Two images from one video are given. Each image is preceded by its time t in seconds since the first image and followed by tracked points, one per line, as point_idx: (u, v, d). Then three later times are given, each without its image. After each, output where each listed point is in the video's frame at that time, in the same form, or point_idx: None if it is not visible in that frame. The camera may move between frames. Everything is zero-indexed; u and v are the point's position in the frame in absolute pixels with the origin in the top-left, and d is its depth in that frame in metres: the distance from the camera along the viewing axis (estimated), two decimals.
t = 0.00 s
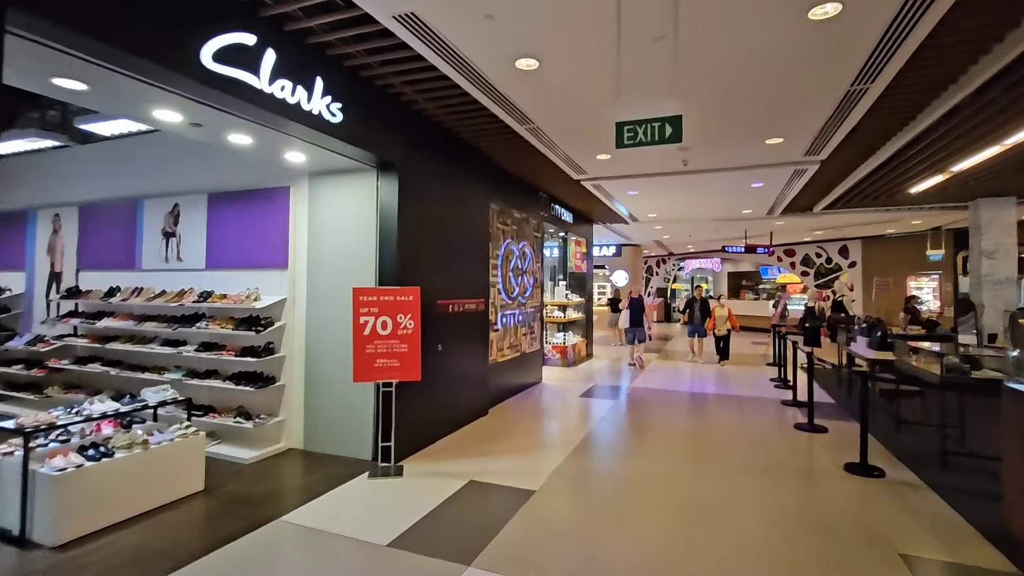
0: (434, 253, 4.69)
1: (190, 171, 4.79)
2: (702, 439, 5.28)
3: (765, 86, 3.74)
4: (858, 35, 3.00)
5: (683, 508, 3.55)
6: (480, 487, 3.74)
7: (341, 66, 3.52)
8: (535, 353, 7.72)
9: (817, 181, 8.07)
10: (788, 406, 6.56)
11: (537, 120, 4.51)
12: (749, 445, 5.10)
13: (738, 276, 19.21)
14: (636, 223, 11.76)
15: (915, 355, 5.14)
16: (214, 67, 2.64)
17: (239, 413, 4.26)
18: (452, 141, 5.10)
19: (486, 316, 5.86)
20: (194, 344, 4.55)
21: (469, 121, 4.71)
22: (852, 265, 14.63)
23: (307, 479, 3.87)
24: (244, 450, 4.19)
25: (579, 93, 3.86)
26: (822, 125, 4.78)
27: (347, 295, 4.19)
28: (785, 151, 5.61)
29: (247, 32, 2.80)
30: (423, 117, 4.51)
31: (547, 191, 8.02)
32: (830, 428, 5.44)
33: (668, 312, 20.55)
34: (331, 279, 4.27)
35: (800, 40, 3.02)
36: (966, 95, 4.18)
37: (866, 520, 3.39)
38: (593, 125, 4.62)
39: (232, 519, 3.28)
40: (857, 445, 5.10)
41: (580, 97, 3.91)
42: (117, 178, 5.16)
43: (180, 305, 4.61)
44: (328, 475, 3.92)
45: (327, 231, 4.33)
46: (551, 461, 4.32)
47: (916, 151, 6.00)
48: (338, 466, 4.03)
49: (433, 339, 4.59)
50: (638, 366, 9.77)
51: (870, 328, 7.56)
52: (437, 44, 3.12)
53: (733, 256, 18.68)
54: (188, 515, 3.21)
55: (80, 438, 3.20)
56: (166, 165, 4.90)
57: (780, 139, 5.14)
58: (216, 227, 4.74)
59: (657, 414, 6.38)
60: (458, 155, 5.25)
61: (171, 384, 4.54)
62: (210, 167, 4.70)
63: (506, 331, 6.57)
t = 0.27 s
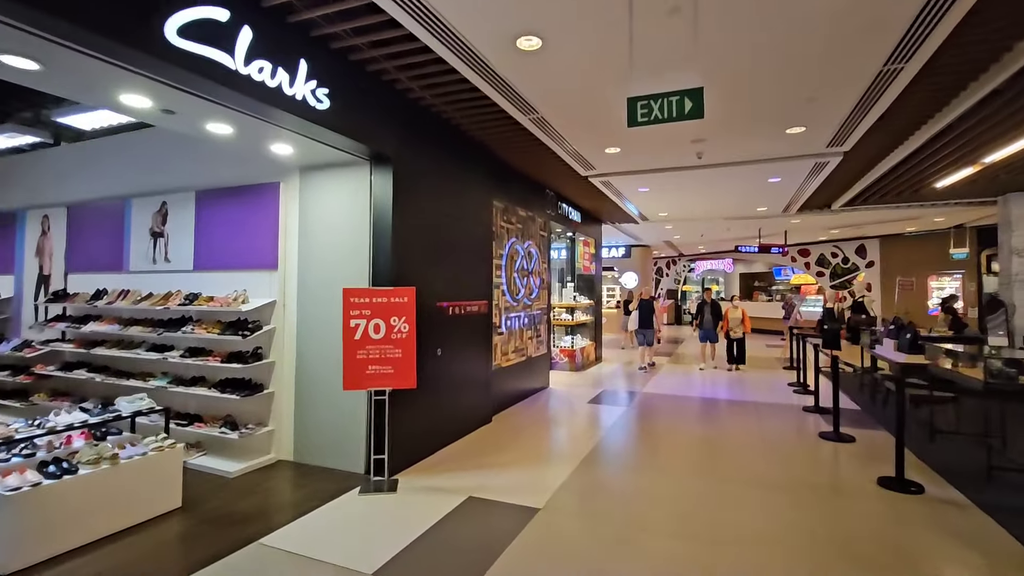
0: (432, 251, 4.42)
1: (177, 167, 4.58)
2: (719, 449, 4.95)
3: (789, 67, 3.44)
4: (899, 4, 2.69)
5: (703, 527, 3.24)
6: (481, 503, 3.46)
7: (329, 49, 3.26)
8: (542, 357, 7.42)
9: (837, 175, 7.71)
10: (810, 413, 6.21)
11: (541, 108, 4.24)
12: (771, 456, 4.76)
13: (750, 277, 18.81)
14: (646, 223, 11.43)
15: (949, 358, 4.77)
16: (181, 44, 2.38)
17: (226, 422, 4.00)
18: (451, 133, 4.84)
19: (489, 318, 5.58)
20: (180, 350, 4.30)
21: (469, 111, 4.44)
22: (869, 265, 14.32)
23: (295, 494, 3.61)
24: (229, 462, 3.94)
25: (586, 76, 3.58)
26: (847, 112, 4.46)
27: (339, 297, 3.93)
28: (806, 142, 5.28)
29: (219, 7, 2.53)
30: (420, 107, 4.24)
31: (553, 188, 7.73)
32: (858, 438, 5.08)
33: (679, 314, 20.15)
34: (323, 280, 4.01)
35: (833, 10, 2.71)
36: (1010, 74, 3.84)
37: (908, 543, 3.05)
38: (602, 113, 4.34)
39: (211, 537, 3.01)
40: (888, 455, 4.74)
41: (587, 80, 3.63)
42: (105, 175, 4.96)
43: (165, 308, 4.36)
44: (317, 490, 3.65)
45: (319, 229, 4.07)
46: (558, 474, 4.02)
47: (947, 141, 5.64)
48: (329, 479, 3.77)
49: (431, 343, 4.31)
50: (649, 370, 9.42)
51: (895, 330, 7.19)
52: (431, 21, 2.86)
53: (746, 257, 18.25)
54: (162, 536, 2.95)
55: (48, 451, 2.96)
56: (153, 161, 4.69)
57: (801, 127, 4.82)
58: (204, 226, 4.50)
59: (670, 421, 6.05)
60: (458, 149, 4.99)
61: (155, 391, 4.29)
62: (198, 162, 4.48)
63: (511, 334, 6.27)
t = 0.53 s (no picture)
0: (427, 250, 4.13)
1: (159, 162, 4.33)
2: (735, 460, 4.63)
3: (815, 43, 3.12)
4: None
5: (724, 553, 2.93)
6: (480, 522, 3.17)
7: (309, 28, 2.97)
8: (546, 360, 7.13)
9: (855, 169, 7.37)
10: (830, 420, 5.88)
11: (545, 95, 3.94)
12: (792, 468, 4.44)
13: (761, 276, 18.43)
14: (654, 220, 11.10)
15: (985, 363, 4.43)
16: (131, 15, 2.10)
17: (208, 434, 3.74)
18: (448, 124, 4.55)
19: (490, 320, 5.30)
20: (160, 356, 4.05)
21: (466, 99, 4.15)
22: (884, 263, 14.01)
23: (279, 511, 3.34)
24: (207, 477, 3.71)
25: (593, 57, 3.28)
26: (875, 96, 4.14)
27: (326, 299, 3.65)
28: (827, 131, 4.95)
29: None
30: (413, 95, 3.96)
31: (558, 184, 7.44)
32: (885, 449, 4.74)
33: (687, 314, 19.79)
34: (310, 281, 3.74)
35: None
36: None
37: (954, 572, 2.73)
38: (609, 99, 4.04)
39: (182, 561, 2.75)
40: (919, 467, 4.41)
41: (594, 61, 3.34)
42: (86, 171, 4.73)
43: (144, 312, 4.11)
44: (303, 507, 3.38)
45: (305, 227, 3.80)
46: (564, 490, 3.73)
47: (978, 130, 5.29)
48: (316, 495, 3.50)
49: (427, 348, 4.03)
50: (657, 373, 9.10)
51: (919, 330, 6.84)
52: None
53: (755, 255, 17.87)
54: (128, 562, 2.69)
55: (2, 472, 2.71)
56: (135, 155, 4.45)
57: (824, 115, 4.50)
58: (186, 224, 4.24)
59: (683, 428, 5.74)
60: (456, 141, 4.70)
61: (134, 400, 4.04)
62: (180, 156, 4.23)
63: (514, 337, 5.98)
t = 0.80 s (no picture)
0: (421, 246, 3.84)
1: (140, 153, 4.09)
2: (754, 469, 4.32)
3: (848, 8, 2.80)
4: None
5: None
6: (478, 542, 2.89)
7: None
8: (551, 361, 6.85)
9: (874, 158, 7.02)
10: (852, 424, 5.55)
11: (547, 76, 3.65)
12: (816, 478, 4.13)
13: (769, 274, 18.10)
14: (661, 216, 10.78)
15: None
16: None
17: (184, 444, 3.46)
18: (442, 110, 4.25)
19: (490, 320, 5.01)
20: (135, 361, 3.77)
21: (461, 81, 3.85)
22: (898, 259, 13.68)
23: (258, 528, 3.05)
24: (187, 492, 3.40)
25: (599, 30, 2.98)
26: (905, 76, 3.82)
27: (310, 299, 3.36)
28: (849, 116, 4.63)
29: None
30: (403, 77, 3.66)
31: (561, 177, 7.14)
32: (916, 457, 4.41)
33: (693, 313, 19.45)
34: (293, 279, 3.46)
35: None
36: None
37: None
38: (617, 81, 3.73)
39: None
40: (953, 476, 4.09)
41: (601, 36, 3.04)
42: (67, 165, 4.51)
43: (118, 314, 3.83)
44: (284, 524, 3.08)
45: (288, 220, 3.51)
46: (572, 505, 3.44)
47: (1010, 114, 4.96)
48: (300, 511, 3.22)
49: (420, 351, 3.74)
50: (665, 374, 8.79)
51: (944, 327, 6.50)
52: None
53: (763, 252, 17.52)
54: None
55: None
56: (116, 147, 4.22)
57: (847, 98, 4.18)
58: (163, 219, 3.97)
59: (695, 433, 5.42)
60: (452, 129, 4.40)
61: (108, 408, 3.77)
62: (161, 147, 3.98)
63: (516, 338, 5.68)
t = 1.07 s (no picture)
0: (411, 239, 3.53)
1: (111, 140, 3.79)
2: (773, 478, 4.00)
3: None
4: None
5: None
6: (472, 567, 2.58)
7: None
8: (553, 362, 6.54)
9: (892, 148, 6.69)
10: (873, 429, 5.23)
11: (549, 51, 3.33)
12: (841, 489, 3.81)
13: (775, 271, 17.75)
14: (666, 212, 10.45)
15: None
16: None
17: (152, 458, 3.16)
18: (434, 93, 3.94)
19: (488, 320, 4.70)
20: (101, 366, 3.47)
21: (454, 58, 3.53)
22: (909, 255, 13.34)
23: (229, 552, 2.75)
24: (153, 512, 3.09)
25: None
26: (941, 49, 3.48)
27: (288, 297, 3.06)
28: (873, 98, 4.31)
29: None
30: (391, 54, 3.35)
31: (564, 169, 6.83)
32: (948, 466, 4.08)
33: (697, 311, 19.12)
34: (271, 275, 3.15)
35: None
36: None
37: None
38: (624, 55, 3.42)
39: None
40: (991, 486, 3.77)
41: None
42: (37, 156, 4.23)
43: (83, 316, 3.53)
44: (258, 547, 2.78)
45: (264, 210, 3.21)
46: (578, 525, 3.12)
47: None
48: (277, 531, 2.92)
49: (410, 353, 3.43)
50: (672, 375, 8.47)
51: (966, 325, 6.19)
52: None
53: (769, 249, 17.18)
54: None
55: None
56: (85, 135, 3.92)
57: (874, 76, 3.85)
58: (133, 211, 3.67)
59: (707, 438, 5.11)
60: (446, 114, 4.09)
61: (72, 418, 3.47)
62: (131, 133, 3.69)
63: (516, 339, 5.37)
